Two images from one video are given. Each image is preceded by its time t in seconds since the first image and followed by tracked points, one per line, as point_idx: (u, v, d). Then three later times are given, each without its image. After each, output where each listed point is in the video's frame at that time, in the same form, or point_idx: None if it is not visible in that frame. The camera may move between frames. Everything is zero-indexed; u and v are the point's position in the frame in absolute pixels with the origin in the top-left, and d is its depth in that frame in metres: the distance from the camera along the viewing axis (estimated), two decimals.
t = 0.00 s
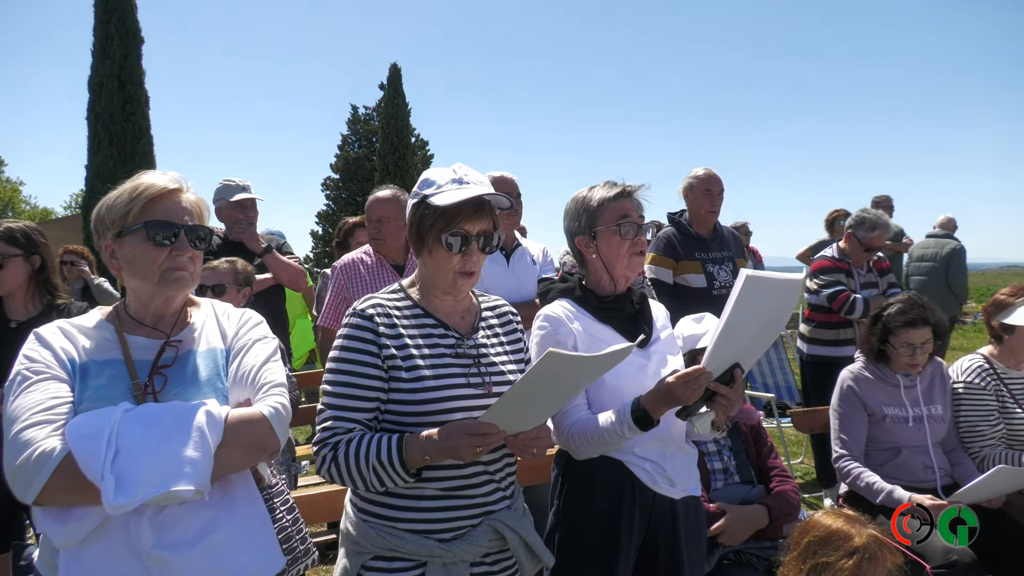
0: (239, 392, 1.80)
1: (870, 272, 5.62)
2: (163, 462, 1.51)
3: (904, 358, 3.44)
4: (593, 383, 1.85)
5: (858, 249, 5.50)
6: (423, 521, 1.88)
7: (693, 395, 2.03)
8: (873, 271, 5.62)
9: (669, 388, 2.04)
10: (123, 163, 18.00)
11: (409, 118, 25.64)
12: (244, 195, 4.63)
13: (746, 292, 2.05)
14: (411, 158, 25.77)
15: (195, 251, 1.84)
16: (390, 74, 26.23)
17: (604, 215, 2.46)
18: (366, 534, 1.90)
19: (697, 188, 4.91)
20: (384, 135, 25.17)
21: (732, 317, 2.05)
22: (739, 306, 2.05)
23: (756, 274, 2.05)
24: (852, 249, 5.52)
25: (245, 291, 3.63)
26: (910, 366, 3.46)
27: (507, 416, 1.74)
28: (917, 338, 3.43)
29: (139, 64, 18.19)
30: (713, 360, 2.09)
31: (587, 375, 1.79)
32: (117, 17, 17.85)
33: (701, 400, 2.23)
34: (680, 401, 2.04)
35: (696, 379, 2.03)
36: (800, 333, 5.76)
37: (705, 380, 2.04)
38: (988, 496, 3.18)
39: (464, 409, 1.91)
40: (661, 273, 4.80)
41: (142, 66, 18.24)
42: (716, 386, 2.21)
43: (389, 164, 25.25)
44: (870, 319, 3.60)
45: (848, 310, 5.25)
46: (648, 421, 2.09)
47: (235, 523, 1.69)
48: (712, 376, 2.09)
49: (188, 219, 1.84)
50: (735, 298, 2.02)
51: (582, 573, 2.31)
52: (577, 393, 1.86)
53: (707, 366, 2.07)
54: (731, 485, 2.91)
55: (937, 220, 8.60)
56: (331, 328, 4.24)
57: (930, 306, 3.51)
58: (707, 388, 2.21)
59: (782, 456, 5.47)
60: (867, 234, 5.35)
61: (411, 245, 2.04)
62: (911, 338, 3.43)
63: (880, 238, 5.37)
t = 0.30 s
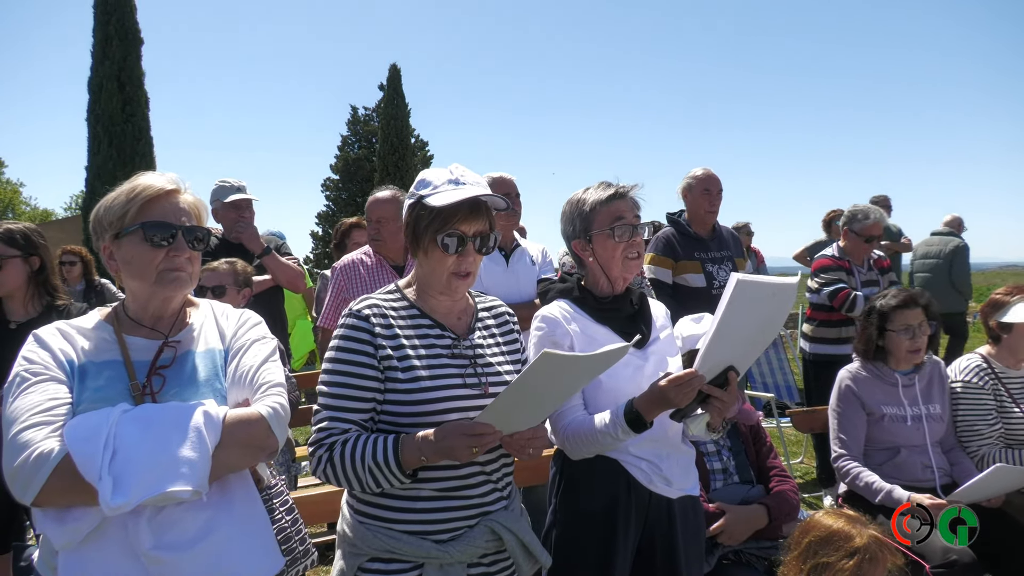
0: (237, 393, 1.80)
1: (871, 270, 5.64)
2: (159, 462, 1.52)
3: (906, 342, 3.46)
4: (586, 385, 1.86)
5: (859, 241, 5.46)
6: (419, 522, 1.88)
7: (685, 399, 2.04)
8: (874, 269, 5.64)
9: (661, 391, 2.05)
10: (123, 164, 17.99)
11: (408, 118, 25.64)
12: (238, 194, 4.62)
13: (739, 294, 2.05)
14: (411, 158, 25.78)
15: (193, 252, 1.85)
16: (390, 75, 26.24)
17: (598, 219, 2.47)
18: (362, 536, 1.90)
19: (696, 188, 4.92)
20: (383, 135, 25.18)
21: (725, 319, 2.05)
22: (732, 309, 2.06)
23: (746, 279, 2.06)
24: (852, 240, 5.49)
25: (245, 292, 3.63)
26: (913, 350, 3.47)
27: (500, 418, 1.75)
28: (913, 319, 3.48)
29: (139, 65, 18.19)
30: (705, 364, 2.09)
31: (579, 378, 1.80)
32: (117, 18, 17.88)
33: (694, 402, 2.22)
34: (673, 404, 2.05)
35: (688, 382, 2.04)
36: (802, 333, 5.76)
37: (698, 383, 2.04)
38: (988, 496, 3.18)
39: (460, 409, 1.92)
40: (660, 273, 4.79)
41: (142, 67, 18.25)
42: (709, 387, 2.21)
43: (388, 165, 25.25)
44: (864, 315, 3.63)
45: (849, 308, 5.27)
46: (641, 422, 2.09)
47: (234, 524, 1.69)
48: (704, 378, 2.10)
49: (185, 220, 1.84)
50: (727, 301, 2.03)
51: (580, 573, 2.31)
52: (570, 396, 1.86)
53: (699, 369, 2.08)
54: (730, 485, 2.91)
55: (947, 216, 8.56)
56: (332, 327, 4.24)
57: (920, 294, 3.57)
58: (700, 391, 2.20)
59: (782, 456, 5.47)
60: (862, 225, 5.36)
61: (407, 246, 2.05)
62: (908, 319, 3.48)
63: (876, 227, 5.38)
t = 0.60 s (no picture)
0: (236, 395, 1.80)
1: (876, 271, 5.63)
2: (158, 466, 1.51)
3: (913, 335, 3.47)
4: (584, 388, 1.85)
5: (862, 232, 5.45)
6: (419, 523, 1.88)
7: (684, 401, 2.03)
8: (879, 270, 5.64)
9: (659, 393, 2.05)
10: (123, 165, 17.98)
11: (408, 120, 25.64)
12: (237, 195, 4.62)
13: (738, 297, 2.05)
14: (411, 160, 25.78)
15: (193, 253, 1.84)
16: (390, 76, 26.26)
17: (600, 217, 2.47)
18: (362, 537, 1.89)
19: (695, 189, 4.92)
20: (384, 137, 25.17)
21: (724, 322, 2.05)
22: (731, 311, 2.05)
23: (745, 280, 2.05)
24: (854, 236, 5.49)
25: (245, 293, 3.63)
26: (920, 343, 3.48)
27: (499, 420, 1.75)
28: (917, 313, 3.51)
29: (139, 66, 18.19)
30: (704, 365, 2.09)
31: (577, 380, 1.80)
32: (117, 19, 17.89)
33: (693, 404, 2.22)
34: (672, 407, 2.04)
35: (687, 384, 2.03)
36: (808, 334, 5.73)
37: (697, 385, 2.04)
38: (989, 497, 3.18)
39: (460, 411, 1.91)
40: (661, 274, 4.79)
41: (142, 68, 18.25)
42: (707, 389, 2.20)
43: (388, 166, 25.25)
44: (866, 312, 3.63)
45: (854, 307, 5.31)
46: (640, 425, 2.09)
47: (234, 526, 1.69)
48: (703, 380, 2.10)
49: (185, 221, 1.84)
50: (725, 303, 2.03)
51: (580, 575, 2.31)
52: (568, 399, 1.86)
53: (697, 370, 2.07)
54: (730, 487, 2.90)
55: (960, 221, 8.56)
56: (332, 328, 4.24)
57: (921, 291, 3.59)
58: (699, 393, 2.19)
59: (783, 458, 5.46)
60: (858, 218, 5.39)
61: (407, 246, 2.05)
62: (912, 313, 3.50)
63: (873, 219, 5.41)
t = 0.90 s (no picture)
0: (237, 396, 1.80)
1: (880, 271, 5.64)
2: (159, 468, 1.52)
3: (914, 337, 3.48)
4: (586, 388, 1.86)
5: (863, 231, 5.45)
6: (421, 524, 1.88)
7: (684, 400, 2.04)
8: (883, 270, 5.66)
9: (659, 393, 2.06)
10: (123, 166, 17.99)
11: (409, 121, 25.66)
12: (246, 197, 4.65)
13: (735, 295, 2.05)
14: (411, 161, 25.79)
15: (193, 254, 1.85)
16: (390, 78, 26.29)
17: (600, 218, 2.47)
18: (364, 538, 1.90)
19: (695, 191, 4.93)
20: (384, 138, 25.19)
21: (721, 321, 2.06)
22: (729, 310, 2.06)
23: (743, 279, 2.06)
24: (856, 235, 5.50)
25: (246, 294, 3.64)
26: (921, 344, 3.48)
27: (501, 420, 1.76)
28: (918, 314, 3.51)
29: (140, 67, 18.22)
30: (703, 365, 2.10)
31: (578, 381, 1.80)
32: (118, 20, 17.91)
33: (692, 404, 2.22)
34: (671, 406, 2.05)
35: (686, 384, 2.04)
36: (816, 335, 5.73)
37: (696, 385, 2.05)
38: (988, 499, 3.18)
39: (461, 412, 1.92)
40: (661, 276, 4.79)
41: (142, 70, 18.28)
42: (707, 389, 2.20)
43: (389, 167, 25.28)
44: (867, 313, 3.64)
45: (859, 306, 5.37)
46: (641, 424, 2.10)
47: (234, 527, 1.69)
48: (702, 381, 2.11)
49: (186, 221, 1.84)
50: (722, 302, 2.03)
51: None
52: (569, 400, 1.86)
53: (695, 370, 2.08)
54: (730, 488, 2.91)
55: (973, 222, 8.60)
56: (332, 331, 4.26)
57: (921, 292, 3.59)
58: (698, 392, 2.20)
59: (782, 459, 5.46)
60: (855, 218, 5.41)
61: (408, 248, 2.06)
62: (914, 314, 3.51)
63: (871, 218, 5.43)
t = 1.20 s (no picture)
0: (236, 397, 1.80)
1: (880, 272, 5.65)
2: (158, 469, 1.52)
3: (911, 346, 3.48)
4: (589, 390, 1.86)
5: (861, 231, 5.46)
6: (424, 524, 1.88)
7: (684, 402, 2.04)
8: (883, 271, 5.66)
9: (659, 394, 2.06)
10: (123, 167, 17.99)
11: (408, 122, 25.66)
12: (242, 197, 4.63)
13: (732, 296, 2.06)
14: (411, 162, 25.81)
15: (192, 256, 1.84)
16: (390, 79, 26.31)
17: (602, 222, 2.47)
18: (366, 538, 1.89)
19: (694, 193, 4.94)
20: (384, 139, 25.21)
21: (719, 323, 2.06)
22: (727, 311, 2.06)
23: (740, 280, 2.06)
24: (854, 236, 5.51)
25: (246, 296, 3.64)
26: (917, 355, 3.49)
27: (501, 421, 1.76)
28: (919, 323, 3.50)
29: (139, 68, 18.23)
30: (702, 367, 2.11)
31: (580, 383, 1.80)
32: (117, 21, 17.91)
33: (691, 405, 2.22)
34: (671, 408, 2.05)
35: (686, 386, 2.04)
36: (816, 336, 5.73)
37: (696, 387, 2.04)
38: (988, 500, 3.18)
39: (463, 413, 1.92)
40: (659, 278, 4.79)
41: (142, 71, 18.29)
42: (706, 391, 2.20)
43: (388, 168, 25.30)
44: (868, 315, 3.63)
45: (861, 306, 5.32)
46: (641, 425, 2.09)
47: (233, 528, 1.69)
48: (702, 382, 2.11)
49: (184, 222, 1.84)
50: (720, 303, 2.04)
51: None
52: (571, 402, 1.86)
53: (694, 372, 2.09)
54: (729, 489, 2.91)
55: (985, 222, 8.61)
56: (331, 334, 4.26)
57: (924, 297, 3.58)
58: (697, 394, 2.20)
59: (782, 461, 5.45)
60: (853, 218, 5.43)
61: (410, 249, 2.06)
62: (915, 322, 3.50)
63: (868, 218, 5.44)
